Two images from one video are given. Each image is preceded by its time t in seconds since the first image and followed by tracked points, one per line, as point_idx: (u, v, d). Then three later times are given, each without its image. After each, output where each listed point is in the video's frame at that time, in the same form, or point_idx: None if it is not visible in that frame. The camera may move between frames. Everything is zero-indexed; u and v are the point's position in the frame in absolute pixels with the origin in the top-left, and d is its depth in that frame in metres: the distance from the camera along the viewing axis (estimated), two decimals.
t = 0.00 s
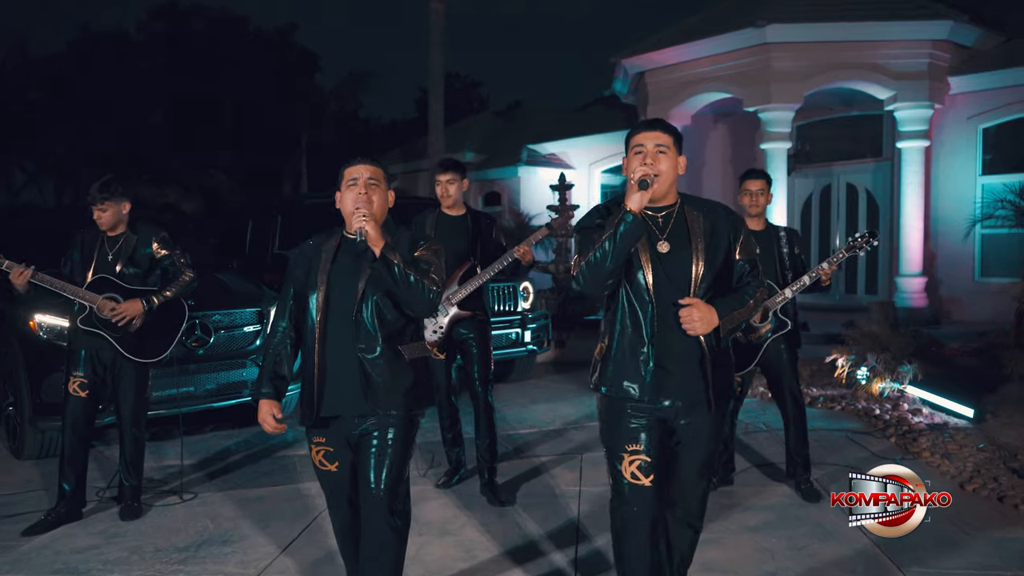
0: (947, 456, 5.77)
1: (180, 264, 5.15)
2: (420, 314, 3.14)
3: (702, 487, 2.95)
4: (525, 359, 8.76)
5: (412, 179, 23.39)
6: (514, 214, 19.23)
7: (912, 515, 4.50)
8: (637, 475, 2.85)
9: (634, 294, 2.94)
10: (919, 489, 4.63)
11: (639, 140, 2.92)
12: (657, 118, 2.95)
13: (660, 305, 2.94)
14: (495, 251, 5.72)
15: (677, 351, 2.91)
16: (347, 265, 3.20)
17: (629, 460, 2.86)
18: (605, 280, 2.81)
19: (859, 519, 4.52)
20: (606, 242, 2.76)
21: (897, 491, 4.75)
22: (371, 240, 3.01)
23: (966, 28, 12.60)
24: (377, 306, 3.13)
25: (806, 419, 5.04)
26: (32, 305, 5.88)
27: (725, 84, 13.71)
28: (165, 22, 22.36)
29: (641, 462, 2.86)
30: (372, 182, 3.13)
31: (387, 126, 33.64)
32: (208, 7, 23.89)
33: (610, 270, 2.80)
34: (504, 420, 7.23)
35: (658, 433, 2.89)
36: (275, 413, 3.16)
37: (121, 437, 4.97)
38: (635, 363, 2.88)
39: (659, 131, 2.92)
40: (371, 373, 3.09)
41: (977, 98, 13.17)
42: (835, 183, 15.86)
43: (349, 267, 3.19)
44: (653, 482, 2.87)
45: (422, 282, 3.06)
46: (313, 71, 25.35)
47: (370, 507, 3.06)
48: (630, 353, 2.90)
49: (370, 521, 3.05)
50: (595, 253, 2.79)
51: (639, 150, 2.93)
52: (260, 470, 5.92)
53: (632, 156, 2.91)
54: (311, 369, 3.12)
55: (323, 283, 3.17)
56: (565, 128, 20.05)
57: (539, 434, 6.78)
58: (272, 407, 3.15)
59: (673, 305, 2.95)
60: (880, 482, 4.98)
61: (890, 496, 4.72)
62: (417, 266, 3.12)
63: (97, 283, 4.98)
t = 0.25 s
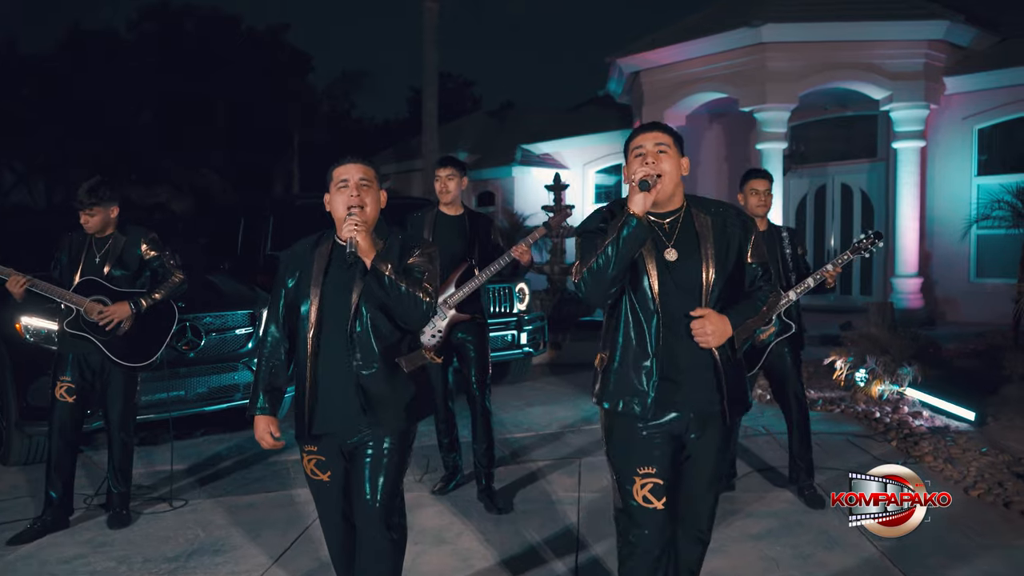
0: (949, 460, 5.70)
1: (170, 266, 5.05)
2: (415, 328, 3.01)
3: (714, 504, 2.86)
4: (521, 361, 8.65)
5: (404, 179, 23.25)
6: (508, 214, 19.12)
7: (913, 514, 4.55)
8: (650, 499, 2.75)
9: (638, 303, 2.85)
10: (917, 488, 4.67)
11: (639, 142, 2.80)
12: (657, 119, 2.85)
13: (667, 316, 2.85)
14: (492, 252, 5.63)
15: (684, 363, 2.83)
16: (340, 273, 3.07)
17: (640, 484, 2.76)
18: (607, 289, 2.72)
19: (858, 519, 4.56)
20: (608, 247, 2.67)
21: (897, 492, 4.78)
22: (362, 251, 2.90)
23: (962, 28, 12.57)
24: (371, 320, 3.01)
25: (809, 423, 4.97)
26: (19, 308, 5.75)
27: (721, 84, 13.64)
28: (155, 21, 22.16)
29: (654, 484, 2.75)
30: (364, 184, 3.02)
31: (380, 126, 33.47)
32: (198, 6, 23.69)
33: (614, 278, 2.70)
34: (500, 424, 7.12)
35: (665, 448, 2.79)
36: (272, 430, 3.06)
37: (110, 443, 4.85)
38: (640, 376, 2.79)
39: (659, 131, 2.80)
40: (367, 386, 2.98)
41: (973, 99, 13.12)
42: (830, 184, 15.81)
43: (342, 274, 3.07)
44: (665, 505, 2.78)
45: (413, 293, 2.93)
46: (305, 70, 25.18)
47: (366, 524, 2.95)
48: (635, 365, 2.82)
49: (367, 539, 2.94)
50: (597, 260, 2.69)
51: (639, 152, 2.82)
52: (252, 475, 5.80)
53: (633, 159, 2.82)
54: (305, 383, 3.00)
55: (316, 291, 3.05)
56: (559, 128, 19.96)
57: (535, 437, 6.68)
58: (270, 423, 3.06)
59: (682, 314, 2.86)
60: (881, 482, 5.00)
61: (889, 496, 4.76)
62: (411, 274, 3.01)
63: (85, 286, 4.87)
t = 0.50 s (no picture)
0: (951, 464, 5.65)
1: (160, 267, 4.96)
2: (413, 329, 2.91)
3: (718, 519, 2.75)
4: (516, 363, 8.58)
5: (397, 179, 23.14)
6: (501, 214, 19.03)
7: (913, 514, 4.52)
8: (650, 517, 2.65)
9: (639, 311, 2.70)
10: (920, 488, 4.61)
11: (641, 143, 2.70)
12: (663, 117, 2.71)
13: (671, 322, 2.70)
14: (488, 254, 5.53)
15: (690, 373, 2.71)
16: (335, 276, 2.96)
17: (640, 500, 2.65)
18: (609, 300, 2.60)
19: (858, 519, 4.53)
20: (608, 256, 2.56)
21: (897, 491, 4.74)
22: (355, 249, 2.85)
23: (957, 28, 12.55)
24: (366, 322, 2.91)
25: (811, 427, 4.90)
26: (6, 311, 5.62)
27: (716, 84, 13.59)
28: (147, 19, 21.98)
29: (655, 502, 2.64)
30: (355, 185, 2.93)
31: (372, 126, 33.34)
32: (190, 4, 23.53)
33: (613, 290, 2.60)
34: (495, 427, 7.04)
35: (667, 463, 2.68)
36: (264, 436, 2.97)
37: (99, 449, 4.74)
38: (642, 391, 2.67)
39: (664, 132, 2.69)
40: (360, 396, 2.87)
41: (968, 99, 13.10)
42: (824, 184, 15.78)
43: (336, 278, 2.96)
44: (667, 523, 2.66)
45: (409, 293, 2.84)
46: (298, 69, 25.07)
47: (359, 539, 2.85)
48: (637, 378, 2.69)
49: (361, 554, 2.85)
50: (595, 272, 2.57)
51: (640, 152, 2.71)
52: (244, 480, 5.71)
53: (632, 160, 2.70)
54: (297, 392, 2.90)
55: (309, 295, 2.93)
56: (553, 128, 19.88)
57: (531, 441, 6.60)
58: (261, 427, 2.95)
59: (686, 321, 2.72)
60: (880, 481, 4.96)
61: (889, 496, 4.73)
62: (407, 274, 2.94)
63: (73, 288, 4.76)
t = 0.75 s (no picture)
0: (949, 465, 5.64)
1: (152, 266, 4.89)
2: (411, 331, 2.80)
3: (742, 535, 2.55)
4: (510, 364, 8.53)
5: (388, 179, 23.04)
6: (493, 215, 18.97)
7: (913, 514, 4.50)
8: (652, 527, 2.53)
9: (640, 307, 2.59)
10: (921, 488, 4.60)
11: (631, 132, 2.56)
12: (652, 106, 2.59)
13: (674, 323, 2.59)
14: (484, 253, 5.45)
15: (692, 376, 2.60)
16: (332, 273, 2.88)
17: (643, 510, 2.52)
18: (607, 295, 2.41)
19: (858, 519, 4.52)
20: (606, 246, 2.36)
21: (897, 491, 4.73)
22: (353, 242, 2.74)
23: (949, 29, 12.57)
24: (361, 320, 2.82)
25: (811, 429, 4.86)
26: None
27: (709, 84, 13.57)
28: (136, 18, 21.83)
29: (658, 512, 2.52)
30: (356, 177, 2.87)
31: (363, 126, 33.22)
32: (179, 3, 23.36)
33: (612, 283, 2.39)
34: (490, 429, 6.98)
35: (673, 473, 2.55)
36: (271, 433, 2.85)
37: (89, 452, 4.65)
38: (648, 392, 2.53)
39: (656, 119, 2.56)
40: (356, 400, 2.78)
41: (960, 100, 13.13)
42: (816, 185, 15.77)
43: (331, 277, 2.87)
44: (668, 533, 2.55)
45: (412, 292, 2.73)
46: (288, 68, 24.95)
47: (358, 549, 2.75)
48: (640, 378, 2.56)
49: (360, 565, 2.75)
50: (594, 262, 2.37)
51: (631, 142, 2.56)
52: (236, 484, 5.63)
53: (623, 151, 2.56)
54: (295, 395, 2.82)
55: (304, 295, 2.86)
56: (545, 128, 19.84)
57: (527, 443, 6.54)
58: (268, 422, 2.86)
59: (690, 318, 2.61)
60: (880, 481, 4.94)
61: (890, 495, 4.72)
62: (409, 272, 2.86)
63: (62, 288, 4.67)
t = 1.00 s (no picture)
0: (946, 465, 5.65)
1: (144, 269, 4.77)
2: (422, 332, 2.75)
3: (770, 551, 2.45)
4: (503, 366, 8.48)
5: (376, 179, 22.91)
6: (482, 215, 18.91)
7: (912, 514, 4.49)
8: (661, 536, 2.47)
9: (644, 312, 2.55)
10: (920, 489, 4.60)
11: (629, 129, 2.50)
12: (644, 101, 2.54)
13: (684, 329, 2.56)
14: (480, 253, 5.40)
15: (694, 382, 2.56)
16: (342, 272, 2.83)
17: (652, 519, 2.47)
18: (617, 299, 2.37)
19: (858, 519, 4.52)
20: (615, 249, 2.33)
21: (897, 491, 4.69)
22: (366, 234, 2.67)
23: (938, 30, 12.63)
24: (372, 323, 2.75)
25: (812, 432, 4.84)
26: None
27: (700, 85, 13.58)
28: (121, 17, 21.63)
29: (667, 520, 2.47)
30: (369, 174, 2.82)
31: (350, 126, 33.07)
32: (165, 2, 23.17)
33: (622, 287, 2.36)
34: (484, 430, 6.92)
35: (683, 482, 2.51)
36: (264, 446, 2.81)
37: (80, 456, 4.56)
38: (642, 404, 2.50)
39: (653, 115, 2.52)
40: (364, 405, 2.71)
41: (949, 101, 13.21)
42: (805, 186, 15.75)
43: (345, 271, 2.83)
44: (677, 542, 2.49)
45: (427, 290, 2.69)
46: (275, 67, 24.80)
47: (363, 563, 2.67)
48: (636, 388, 2.53)
49: None
50: (602, 264, 2.34)
51: (631, 139, 2.50)
52: (229, 488, 5.55)
53: (624, 149, 2.50)
54: (299, 401, 2.75)
55: (312, 295, 2.80)
56: (534, 129, 19.80)
57: (522, 445, 6.50)
58: (261, 436, 2.80)
59: (698, 324, 2.58)
60: (880, 481, 4.87)
61: (889, 496, 4.69)
62: (424, 269, 2.80)
63: (52, 291, 4.60)
